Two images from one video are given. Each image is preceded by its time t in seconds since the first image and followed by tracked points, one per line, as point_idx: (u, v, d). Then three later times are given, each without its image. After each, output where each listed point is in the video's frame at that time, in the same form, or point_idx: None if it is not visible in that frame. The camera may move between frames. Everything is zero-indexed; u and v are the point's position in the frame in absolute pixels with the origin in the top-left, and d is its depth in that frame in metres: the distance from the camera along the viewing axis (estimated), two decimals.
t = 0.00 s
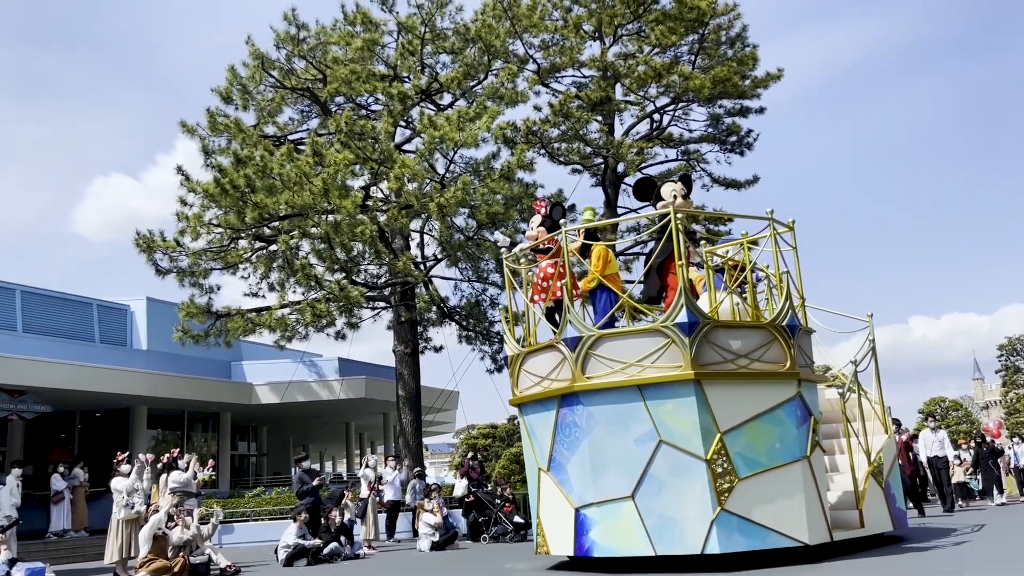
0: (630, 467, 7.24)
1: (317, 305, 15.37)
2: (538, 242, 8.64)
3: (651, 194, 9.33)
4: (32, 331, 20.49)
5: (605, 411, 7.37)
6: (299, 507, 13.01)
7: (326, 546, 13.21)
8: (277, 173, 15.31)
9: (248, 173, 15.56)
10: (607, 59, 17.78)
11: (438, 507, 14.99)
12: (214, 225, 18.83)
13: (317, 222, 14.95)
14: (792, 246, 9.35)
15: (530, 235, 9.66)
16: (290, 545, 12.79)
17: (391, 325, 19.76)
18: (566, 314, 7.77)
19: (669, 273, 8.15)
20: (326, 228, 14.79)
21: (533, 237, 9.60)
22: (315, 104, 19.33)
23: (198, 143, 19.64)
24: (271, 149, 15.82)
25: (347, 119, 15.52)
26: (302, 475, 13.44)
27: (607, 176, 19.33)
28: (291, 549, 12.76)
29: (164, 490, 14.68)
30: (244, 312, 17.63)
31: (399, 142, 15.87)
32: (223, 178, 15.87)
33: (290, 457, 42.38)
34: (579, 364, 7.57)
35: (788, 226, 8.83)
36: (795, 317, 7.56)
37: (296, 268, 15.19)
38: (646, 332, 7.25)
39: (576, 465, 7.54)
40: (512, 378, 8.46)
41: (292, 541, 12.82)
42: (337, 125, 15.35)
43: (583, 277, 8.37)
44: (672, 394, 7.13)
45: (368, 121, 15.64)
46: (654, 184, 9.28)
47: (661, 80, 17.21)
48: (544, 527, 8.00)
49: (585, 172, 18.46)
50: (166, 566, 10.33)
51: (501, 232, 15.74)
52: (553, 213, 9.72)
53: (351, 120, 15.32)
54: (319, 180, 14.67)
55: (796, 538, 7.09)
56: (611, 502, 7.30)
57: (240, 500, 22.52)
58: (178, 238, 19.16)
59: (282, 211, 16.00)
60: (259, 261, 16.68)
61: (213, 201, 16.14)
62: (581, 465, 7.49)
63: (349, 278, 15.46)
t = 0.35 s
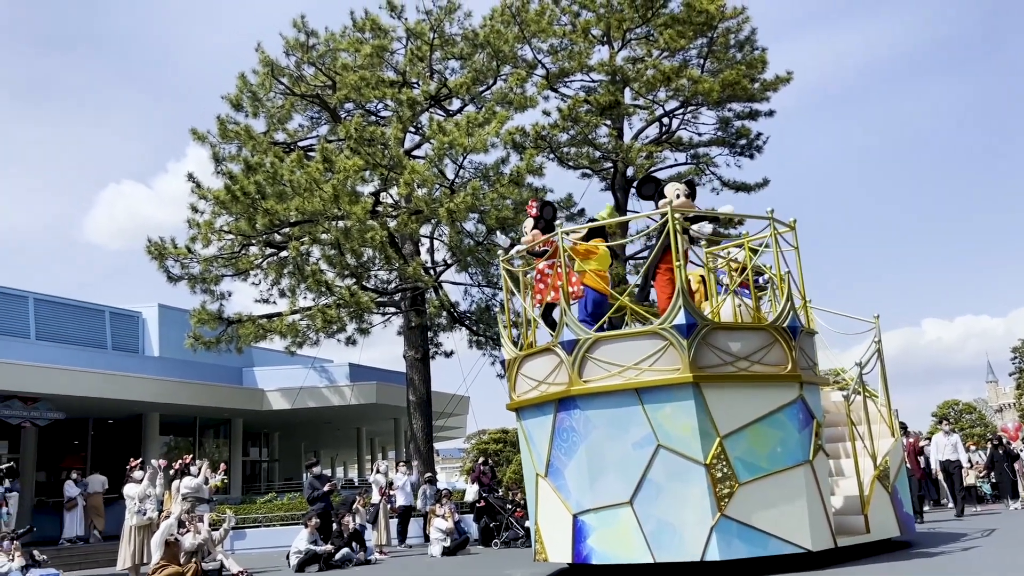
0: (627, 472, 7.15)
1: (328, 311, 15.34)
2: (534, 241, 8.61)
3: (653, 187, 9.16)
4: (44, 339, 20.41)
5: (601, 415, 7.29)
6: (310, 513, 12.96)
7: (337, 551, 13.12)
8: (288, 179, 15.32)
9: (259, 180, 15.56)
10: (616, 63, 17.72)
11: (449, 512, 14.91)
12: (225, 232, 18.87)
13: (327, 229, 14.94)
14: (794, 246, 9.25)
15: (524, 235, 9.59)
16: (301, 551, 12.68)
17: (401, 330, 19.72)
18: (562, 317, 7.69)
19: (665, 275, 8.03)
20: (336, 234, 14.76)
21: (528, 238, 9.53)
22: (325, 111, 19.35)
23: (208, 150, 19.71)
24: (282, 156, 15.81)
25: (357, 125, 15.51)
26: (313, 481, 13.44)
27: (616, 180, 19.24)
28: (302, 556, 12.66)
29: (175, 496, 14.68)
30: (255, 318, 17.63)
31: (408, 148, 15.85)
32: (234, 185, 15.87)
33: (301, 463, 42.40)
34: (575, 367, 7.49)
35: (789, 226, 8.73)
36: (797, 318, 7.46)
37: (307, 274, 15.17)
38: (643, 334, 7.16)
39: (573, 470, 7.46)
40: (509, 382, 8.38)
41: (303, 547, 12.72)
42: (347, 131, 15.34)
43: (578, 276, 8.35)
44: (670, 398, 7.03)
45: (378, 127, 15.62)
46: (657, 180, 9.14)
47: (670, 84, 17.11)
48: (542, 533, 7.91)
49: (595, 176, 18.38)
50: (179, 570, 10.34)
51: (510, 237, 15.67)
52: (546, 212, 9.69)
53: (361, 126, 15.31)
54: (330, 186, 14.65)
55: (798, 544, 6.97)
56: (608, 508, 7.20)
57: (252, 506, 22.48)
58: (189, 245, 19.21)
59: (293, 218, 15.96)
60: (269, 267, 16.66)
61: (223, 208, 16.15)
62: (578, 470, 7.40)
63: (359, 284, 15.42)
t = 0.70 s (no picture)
0: (624, 477, 7.06)
1: (337, 316, 15.27)
2: (528, 243, 8.62)
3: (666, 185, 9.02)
4: (56, 344, 20.59)
5: (597, 419, 7.20)
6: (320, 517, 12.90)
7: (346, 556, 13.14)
8: (297, 185, 15.29)
9: (267, 186, 15.56)
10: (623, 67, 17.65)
11: (459, 517, 14.80)
12: (235, 237, 18.87)
13: (336, 234, 14.90)
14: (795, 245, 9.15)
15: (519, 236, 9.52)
16: (311, 556, 12.45)
17: (411, 335, 19.67)
18: (557, 319, 7.61)
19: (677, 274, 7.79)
20: (345, 239, 14.72)
21: (523, 239, 9.46)
22: (333, 117, 19.35)
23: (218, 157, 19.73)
24: (290, 161, 15.79)
25: (365, 131, 15.48)
26: (322, 485, 13.36)
27: (625, 184, 19.15)
28: (312, 561, 12.40)
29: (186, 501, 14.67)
30: (265, 324, 17.61)
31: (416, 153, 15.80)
32: (243, 191, 15.86)
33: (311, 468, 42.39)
34: (570, 370, 7.41)
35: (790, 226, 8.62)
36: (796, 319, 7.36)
37: (316, 279, 15.14)
38: (639, 336, 7.08)
39: (569, 474, 7.38)
40: (505, 386, 8.32)
41: (314, 551, 12.49)
42: (355, 136, 15.30)
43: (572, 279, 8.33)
44: (666, 401, 6.94)
45: (386, 132, 15.58)
46: (671, 179, 9.12)
47: (678, 87, 17.01)
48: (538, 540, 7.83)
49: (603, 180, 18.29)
50: None
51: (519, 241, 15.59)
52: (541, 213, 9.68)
53: (369, 132, 15.26)
54: (338, 192, 14.62)
55: (799, 549, 6.87)
56: (604, 514, 7.12)
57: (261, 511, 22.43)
58: (199, 251, 19.23)
59: (302, 223, 15.91)
60: (279, 272, 16.63)
61: (233, 214, 16.14)
62: (574, 475, 7.32)
63: (368, 289, 15.37)
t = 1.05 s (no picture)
0: (619, 482, 6.97)
1: (346, 321, 15.20)
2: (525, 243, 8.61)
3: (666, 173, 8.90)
4: (67, 351, 20.60)
5: (592, 423, 7.12)
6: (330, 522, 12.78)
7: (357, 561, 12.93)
8: (305, 190, 15.24)
9: (276, 192, 15.54)
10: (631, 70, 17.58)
11: (469, 521, 14.69)
12: (244, 243, 18.87)
13: (344, 239, 14.86)
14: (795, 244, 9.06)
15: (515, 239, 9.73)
16: (321, 561, 12.36)
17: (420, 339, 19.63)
18: (551, 320, 7.53)
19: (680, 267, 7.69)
20: (354, 244, 14.67)
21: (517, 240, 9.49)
22: (341, 122, 19.34)
23: (227, 163, 19.76)
24: (299, 167, 15.76)
25: (373, 136, 15.44)
26: (331, 491, 13.27)
27: (632, 187, 19.06)
28: (321, 566, 12.31)
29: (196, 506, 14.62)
30: (274, 329, 17.58)
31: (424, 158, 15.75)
32: (251, 197, 15.87)
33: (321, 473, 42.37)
34: (565, 373, 7.33)
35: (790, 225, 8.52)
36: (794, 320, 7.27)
37: (325, 285, 15.10)
38: (634, 338, 6.99)
39: (564, 479, 7.30)
40: (500, 389, 8.26)
41: (323, 557, 12.41)
42: (363, 142, 15.26)
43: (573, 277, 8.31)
44: (662, 404, 6.84)
45: (394, 137, 15.53)
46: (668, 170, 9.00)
47: (686, 90, 16.89)
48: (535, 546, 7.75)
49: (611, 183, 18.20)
50: None
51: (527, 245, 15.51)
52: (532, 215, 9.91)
53: (377, 137, 15.20)
54: (346, 197, 14.56)
55: (799, 555, 6.76)
56: (599, 519, 7.03)
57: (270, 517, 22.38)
58: (208, 257, 19.25)
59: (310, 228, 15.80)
60: (287, 277, 16.60)
61: (242, 220, 16.15)
62: (569, 480, 7.24)
63: (376, 294, 15.31)
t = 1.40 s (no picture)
0: (614, 486, 6.88)
1: (354, 325, 15.14)
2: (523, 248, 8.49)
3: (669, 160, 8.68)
4: (77, 356, 20.62)
5: (586, 426, 7.04)
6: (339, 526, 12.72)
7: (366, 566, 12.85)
8: (313, 196, 15.16)
9: (284, 198, 15.47)
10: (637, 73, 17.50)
11: (478, 526, 14.59)
12: (252, 248, 18.87)
13: (352, 244, 14.81)
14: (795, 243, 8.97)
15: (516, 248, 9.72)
16: (330, 566, 12.32)
17: (427, 343, 19.56)
18: (545, 323, 7.46)
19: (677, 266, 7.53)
20: (361, 249, 14.62)
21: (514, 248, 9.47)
22: (348, 128, 19.32)
23: (235, 169, 19.78)
24: (307, 173, 15.73)
25: (380, 142, 15.40)
26: (339, 495, 13.19)
27: (639, 190, 18.98)
28: (330, 571, 12.28)
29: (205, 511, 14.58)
30: (282, 334, 17.55)
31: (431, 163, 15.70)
32: (259, 203, 15.85)
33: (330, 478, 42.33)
34: (559, 376, 7.26)
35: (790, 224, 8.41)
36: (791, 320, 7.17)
37: (332, 289, 15.06)
38: (628, 340, 6.92)
39: (558, 484, 7.21)
40: (495, 393, 8.19)
41: (332, 561, 12.36)
42: (370, 147, 15.24)
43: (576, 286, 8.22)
44: (656, 407, 6.75)
45: (400, 142, 15.48)
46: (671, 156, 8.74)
47: (692, 92, 16.78)
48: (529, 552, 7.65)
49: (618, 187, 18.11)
50: None
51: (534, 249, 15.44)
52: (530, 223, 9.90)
53: (384, 142, 15.18)
54: (353, 203, 14.50)
55: (798, 561, 6.65)
56: (594, 525, 6.94)
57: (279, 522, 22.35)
58: (216, 263, 19.25)
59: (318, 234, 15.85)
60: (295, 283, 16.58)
61: (250, 225, 16.14)
62: (564, 485, 7.15)
63: (384, 299, 15.25)
